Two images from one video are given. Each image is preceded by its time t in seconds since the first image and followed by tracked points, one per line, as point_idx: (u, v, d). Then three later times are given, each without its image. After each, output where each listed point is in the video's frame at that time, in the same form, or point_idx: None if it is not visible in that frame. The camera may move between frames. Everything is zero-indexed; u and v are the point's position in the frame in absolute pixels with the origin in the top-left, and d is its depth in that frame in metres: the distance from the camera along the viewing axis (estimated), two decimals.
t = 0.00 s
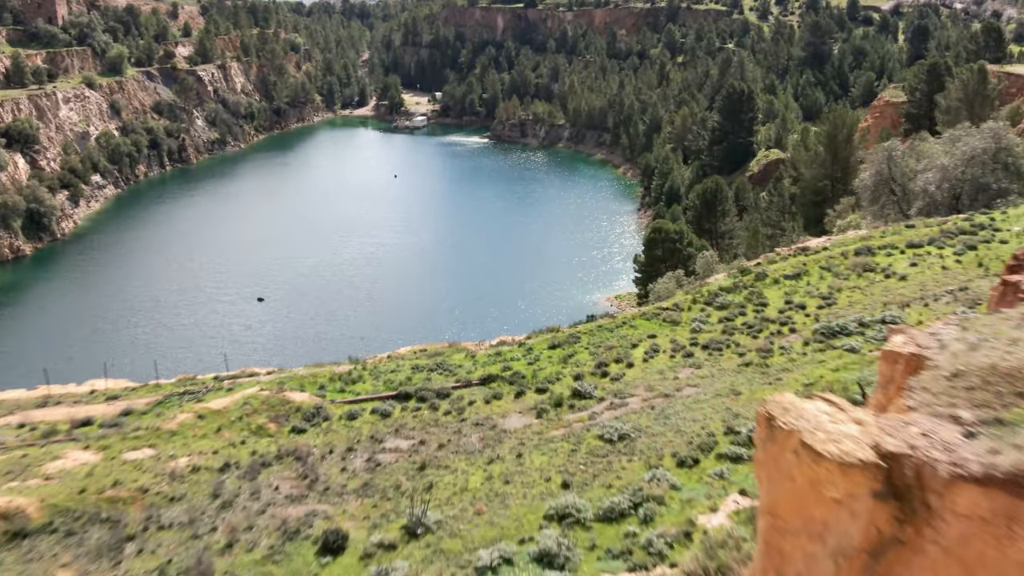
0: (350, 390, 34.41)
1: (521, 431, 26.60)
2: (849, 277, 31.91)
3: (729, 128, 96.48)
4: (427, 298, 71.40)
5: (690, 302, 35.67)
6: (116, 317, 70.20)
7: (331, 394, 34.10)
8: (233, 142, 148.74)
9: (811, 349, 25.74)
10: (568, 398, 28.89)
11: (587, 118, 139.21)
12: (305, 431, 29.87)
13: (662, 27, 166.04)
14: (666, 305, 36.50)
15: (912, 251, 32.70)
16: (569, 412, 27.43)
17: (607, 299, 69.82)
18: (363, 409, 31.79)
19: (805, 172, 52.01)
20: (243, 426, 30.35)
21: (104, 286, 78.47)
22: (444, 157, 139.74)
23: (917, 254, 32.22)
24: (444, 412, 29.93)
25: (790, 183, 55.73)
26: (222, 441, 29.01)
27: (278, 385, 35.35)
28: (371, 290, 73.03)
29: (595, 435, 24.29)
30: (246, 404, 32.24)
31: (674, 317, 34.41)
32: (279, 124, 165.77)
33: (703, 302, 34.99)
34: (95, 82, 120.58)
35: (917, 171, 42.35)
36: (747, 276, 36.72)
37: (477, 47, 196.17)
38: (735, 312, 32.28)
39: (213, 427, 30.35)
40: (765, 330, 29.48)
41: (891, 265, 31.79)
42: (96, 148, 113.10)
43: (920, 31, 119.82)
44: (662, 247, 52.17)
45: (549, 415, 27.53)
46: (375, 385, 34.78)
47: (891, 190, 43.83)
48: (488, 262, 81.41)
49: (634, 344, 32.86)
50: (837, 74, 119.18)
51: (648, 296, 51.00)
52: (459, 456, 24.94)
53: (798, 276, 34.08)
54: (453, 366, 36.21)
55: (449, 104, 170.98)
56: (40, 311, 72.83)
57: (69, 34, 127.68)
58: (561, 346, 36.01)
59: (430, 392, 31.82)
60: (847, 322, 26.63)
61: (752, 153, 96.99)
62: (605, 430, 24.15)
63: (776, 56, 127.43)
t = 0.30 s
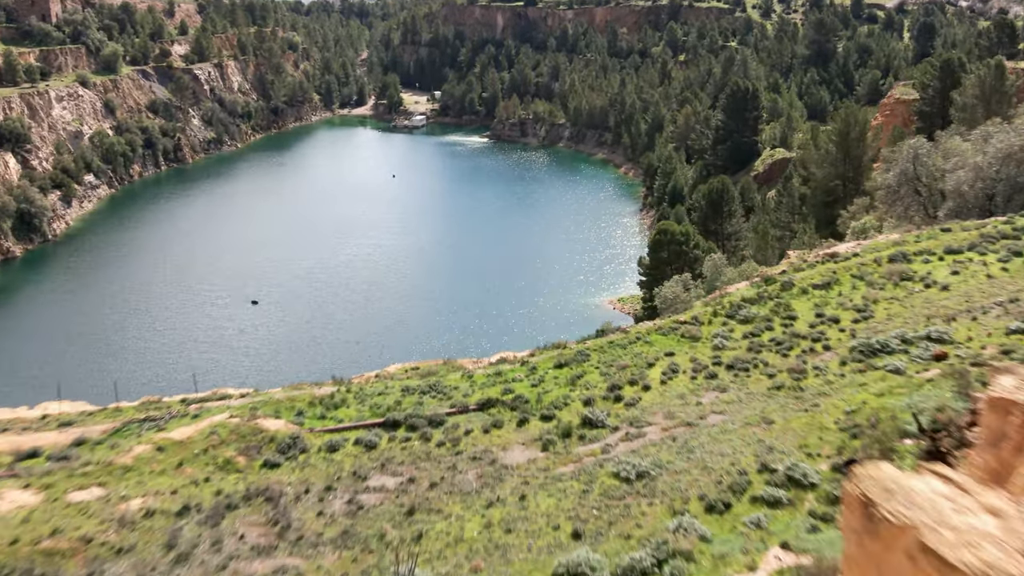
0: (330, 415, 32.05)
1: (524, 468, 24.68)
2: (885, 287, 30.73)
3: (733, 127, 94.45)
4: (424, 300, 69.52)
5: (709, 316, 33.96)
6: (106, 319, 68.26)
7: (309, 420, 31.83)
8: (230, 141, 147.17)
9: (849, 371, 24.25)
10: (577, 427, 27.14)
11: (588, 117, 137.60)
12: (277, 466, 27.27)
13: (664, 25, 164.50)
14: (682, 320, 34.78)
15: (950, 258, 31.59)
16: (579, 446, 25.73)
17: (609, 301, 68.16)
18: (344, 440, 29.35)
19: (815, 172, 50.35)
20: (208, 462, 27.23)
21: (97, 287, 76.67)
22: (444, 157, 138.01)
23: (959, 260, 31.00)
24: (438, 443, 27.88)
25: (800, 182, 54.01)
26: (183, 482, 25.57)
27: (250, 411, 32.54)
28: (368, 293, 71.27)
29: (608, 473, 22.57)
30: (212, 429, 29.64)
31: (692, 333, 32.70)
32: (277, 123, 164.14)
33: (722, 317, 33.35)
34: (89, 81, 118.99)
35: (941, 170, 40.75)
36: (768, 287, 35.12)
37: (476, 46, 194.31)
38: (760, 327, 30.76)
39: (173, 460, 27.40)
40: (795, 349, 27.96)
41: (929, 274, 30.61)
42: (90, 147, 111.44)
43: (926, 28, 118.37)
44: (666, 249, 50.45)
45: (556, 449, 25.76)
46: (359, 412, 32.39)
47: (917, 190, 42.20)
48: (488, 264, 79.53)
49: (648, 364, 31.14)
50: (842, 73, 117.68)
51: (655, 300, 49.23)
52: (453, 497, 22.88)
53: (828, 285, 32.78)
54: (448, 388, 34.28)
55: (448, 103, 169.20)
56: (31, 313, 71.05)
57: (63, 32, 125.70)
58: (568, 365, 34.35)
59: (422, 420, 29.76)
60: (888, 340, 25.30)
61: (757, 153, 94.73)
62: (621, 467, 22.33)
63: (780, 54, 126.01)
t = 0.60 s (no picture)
0: (308, 454, 27.24)
1: (527, 522, 21.02)
2: (929, 302, 29.18)
3: (737, 126, 92.76)
4: (422, 304, 67.50)
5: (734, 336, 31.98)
6: (94, 317, 66.01)
7: (284, 458, 27.10)
8: (226, 141, 145.29)
9: (899, 403, 22.37)
10: (589, 470, 23.89)
11: (589, 116, 136.01)
12: (245, 516, 22.51)
13: (666, 24, 162.97)
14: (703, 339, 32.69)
15: (998, 270, 30.18)
16: (590, 487, 22.74)
17: (613, 305, 66.42)
18: (321, 483, 24.76)
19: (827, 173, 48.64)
20: (163, 507, 22.41)
21: (86, 285, 74.62)
22: (443, 157, 136.22)
23: (1007, 274, 29.59)
24: (429, 488, 23.88)
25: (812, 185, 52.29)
26: (130, 536, 20.90)
27: (214, 446, 27.31)
28: (364, 296, 69.41)
29: (628, 528, 19.16)
30: (171, 465, 24.67)
31: (717, 355, 30.54)
32: (274, 123, 162.49)
33: (749, 337, 31.34)
34: (83, 79, 117.39)
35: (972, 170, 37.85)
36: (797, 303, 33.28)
37: (476, 45, 192.55)
38: (793, 349, 28.98)
39: (120, 512, 22.05)
40: (833, 377, 26.17)
41: (978, 287, 29.09)
42: (83, 147, 109.69)
43: (932, 26, 116.98)
44: (673, 251, 48.69)
45: (565, 498, 22.24)
46: (340, 450, 27.79)
47: (945, 194, 39.16)
48: (488, 267, 77.56)
49: (667, 393, 28.48)
50: (847, 72, 116.11)
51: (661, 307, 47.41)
52: (449, 560, 18.89)
53: (865, 301, 31.13)
54: (440, 421, 30.12)
55: (447, 103, 167.30)
56: (17, 311, 68.89)
57: (57, 30, 123.93)
58: (578, 395, 30.86)
59: (410, 461, 25.66)
60: (938, 364, 23.55)
61: (761, 153, 92.61)
62: (641, 523, 19.00)
63: (783, 53, 124.09)
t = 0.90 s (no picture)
0: (277, 503, 23.27)
1: None
2: (984, 322, 27.08)
3: (742, 126, 90.99)
4: (420, 309, 65.68)
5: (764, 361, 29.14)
6: (84, 322, 64.13)
7: (250, 508, 23.14)
8: (223, 141, 143.50)
9: (965, 445, 20.23)
10: (606, 528, 20.22)
11: (590, 116, 134.47)
12: None
13: (668, 23, 161.40)
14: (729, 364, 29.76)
15: None
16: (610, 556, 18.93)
17: (615, 309, 64.74)
18: (294, 542, 20.82)
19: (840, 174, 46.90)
20: None
21: (76, 288, 72.86)
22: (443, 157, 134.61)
23: None
24: (418, 550, 20.01)
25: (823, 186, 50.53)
26: None
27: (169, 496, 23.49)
28: (361, 300, 67.71)
29: None
30: (109, 527, 20.79)
31: (749, 386, 27.52)
32: (272, 123, 160.94)
33: (783, 369, 28.26)
34: (77, 79, 115.80)
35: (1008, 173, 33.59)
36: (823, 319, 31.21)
37: (476, 44, 190.78)
38: (835, 378, 26.22)
39: None
40: (884, 413, 23.47)
41: None
42: (77, 147, 108.04)
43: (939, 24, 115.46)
44: (679, 255, 47.01)
45: (580, 565, 18.70)
46: (317, 499, 23.75)
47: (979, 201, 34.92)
48: (488, 270, 75.77)
49: (692, 430, 25.22)
50: (852, 70, 114.55)
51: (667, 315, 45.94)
52: None
53: (911, 321, 28.70)
54: (433, 463, 26.30)
55: (447, 102, 165.29)
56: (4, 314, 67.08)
57: (50, 28, 122.26)
58: (591, 432, 27.38)
59: (396, 515, 21.67)
60: (1006, 399, 21.48)
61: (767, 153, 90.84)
62: None
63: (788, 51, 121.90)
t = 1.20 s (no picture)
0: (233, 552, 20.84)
1: None
2: None
3: (746, 125, 89.40)
4: (418, 314, 63.91)
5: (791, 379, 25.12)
6: (73, 327, 62.31)
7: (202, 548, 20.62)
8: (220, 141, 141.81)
9: None
10: None
11: (591, 115, 133.00)
12: None
13: (669, 22, 159.94)
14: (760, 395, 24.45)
15: None
16: None
17: (619, 314, 62.99)
18: None
19: (853, 176, 45.26)
20: None
21: (66, 291, 70.99)
22: (443, 157, 132.88)
23: None
24: None
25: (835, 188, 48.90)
26: None
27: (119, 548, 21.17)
28: (359, 304, 65.94)
29: None
30: None
31: (796, 428, 21.87)
32: (269, 122, 159.29)
33: (831, 406, 22.63)
34: (70, 78, 114.13)
35: None
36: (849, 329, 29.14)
37: (475, 43, 189.16)
38: (891, 417, 21.25)
39: None
40: (955, 461, 18.81)
41: None
42: (70, 147, 106.41)
43: (945, 23, 113.99)
44: (686, 262, 45.37)
45: None
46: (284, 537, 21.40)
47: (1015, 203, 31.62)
48: (488, 272, 74.07)
49: (730, 482, 20.00)
50: (857, 70, 113.05)
51: (674, 321, 44.38)
52: None
53: (971, 346, 23.66)
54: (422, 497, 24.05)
55: (446, 102, 163.44)
56: None
57: (44, 27, 120.61)
58: (574, 478, 22.11)
59: None
60: None
61: (772, 154, 89.20)
62: None
63: (791, 50, 120.22)
